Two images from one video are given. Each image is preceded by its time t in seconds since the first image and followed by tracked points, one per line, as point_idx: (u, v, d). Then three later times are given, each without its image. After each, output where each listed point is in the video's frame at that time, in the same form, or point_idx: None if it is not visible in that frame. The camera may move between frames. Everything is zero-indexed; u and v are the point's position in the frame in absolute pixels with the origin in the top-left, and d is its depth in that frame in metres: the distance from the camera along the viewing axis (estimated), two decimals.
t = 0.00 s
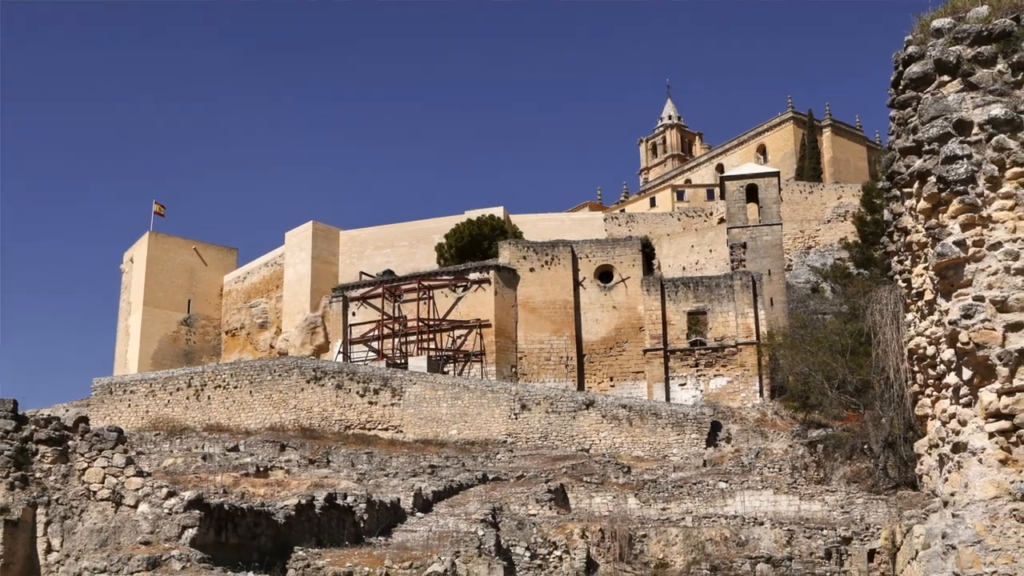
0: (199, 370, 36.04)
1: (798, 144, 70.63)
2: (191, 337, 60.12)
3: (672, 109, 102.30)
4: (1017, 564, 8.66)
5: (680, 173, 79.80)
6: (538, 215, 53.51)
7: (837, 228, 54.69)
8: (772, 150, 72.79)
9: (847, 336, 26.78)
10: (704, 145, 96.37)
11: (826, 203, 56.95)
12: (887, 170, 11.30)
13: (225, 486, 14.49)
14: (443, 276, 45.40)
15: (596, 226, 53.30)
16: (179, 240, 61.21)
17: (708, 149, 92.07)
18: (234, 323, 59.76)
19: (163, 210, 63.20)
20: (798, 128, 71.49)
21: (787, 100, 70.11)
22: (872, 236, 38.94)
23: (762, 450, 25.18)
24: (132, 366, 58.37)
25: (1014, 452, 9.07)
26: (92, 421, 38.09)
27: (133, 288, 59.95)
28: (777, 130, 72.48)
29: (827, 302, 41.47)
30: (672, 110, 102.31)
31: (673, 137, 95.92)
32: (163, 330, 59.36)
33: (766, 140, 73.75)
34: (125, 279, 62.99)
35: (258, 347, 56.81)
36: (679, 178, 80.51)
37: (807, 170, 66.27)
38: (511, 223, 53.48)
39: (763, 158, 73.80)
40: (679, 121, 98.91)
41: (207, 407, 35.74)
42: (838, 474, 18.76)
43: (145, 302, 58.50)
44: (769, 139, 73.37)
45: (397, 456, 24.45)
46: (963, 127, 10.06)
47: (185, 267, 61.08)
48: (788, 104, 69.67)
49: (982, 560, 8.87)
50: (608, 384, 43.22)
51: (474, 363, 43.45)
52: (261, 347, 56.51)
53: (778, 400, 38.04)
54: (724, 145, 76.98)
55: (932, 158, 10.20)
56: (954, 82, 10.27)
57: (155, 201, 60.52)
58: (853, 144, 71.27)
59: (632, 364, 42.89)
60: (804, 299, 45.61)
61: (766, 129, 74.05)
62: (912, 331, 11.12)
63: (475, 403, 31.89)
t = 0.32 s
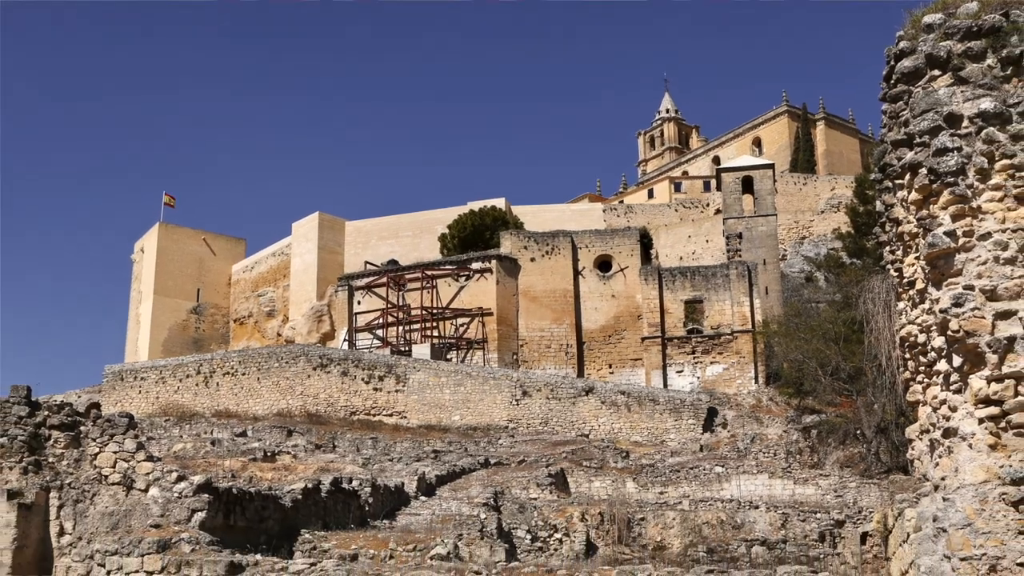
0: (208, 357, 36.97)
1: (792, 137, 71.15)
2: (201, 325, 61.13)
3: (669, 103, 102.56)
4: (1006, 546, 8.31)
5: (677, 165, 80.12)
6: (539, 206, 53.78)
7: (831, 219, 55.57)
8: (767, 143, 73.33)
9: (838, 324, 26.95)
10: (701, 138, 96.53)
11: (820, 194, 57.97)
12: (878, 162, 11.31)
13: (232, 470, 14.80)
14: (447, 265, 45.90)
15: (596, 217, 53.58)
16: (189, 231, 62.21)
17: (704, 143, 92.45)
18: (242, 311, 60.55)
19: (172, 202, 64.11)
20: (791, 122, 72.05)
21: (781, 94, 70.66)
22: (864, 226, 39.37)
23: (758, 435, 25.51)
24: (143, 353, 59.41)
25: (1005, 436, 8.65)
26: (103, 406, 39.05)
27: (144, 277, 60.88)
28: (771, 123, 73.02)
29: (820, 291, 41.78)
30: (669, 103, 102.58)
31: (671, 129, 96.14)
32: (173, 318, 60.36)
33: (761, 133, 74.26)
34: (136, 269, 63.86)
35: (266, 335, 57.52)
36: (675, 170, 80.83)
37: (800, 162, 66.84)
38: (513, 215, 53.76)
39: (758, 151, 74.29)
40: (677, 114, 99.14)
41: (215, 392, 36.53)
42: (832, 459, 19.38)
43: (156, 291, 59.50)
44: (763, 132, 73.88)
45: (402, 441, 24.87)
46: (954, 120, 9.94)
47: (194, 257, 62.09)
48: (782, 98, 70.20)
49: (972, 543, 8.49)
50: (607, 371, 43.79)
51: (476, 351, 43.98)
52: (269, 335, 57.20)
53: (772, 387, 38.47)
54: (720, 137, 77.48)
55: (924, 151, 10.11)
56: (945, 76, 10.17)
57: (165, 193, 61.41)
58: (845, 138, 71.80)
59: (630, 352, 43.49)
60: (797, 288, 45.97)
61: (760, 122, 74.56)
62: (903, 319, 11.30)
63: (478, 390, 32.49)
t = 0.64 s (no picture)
0: (216, 345, 37.96)
1: (787, 130, 72.07)
2: (209, 313, 62.06)
3: (666, 98, 103.11)
4: (995, 530, 8.02)
5: (675, 157, 80.66)
6: (540, 197, 54.06)
7: (824, 210, 56.63)
8: (762, 136, 74.50)
9: (831, 312, 27.27)
10: (696, 132, 96.90)
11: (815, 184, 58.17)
12: (871, 155, 11.47)
13: (240, 456, 15.11)
14: (449, 255, 46.26)
15: (595, 209, 53.79)
16: (197, 221, 63.14)
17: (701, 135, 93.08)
18: (249, 300, 61.34)
19: (182, 193, 65.07)
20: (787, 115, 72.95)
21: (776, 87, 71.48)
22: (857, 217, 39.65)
23: (753, 421, 25.99)
24: (152, 342, 60.33)
25: (995, 422, 8.38)
26: (114, 393, 40.02)
27: (154, 267, 61.83)
28: (765, 117, 74.19)
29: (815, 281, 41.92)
30: (665, 98, 103.13)
31: (667, 123, 96.58)
32: (182, 307, 61.35)
33: (757, 126, 75.20)
34: (145, 259, 64.71)
35: (273, 324, 58.15)
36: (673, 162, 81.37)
37: (795, 155, 67.71)
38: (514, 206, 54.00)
39: (753, 144, 75.29)
40: (675, 108, 99.63)
41: (223, 379, 37.63)
42: (825, 443, 19.99)
43: (165, 281, 60.47)
44: (759, 126, 74.80)
45: (405, 427, 25.36)
46: (945, 114, 9.66)
47: (203, 248, 63.06)
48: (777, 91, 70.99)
49: (963, 527, 8.17)
50: (606, 358, 44.76)
51: (478, 338, 44.64)
52: (276, 324, 57.79)
53: (766, 374, 39.10)
54: (717, 130, 78.21)
55: (915, 144, 9.77)
56: (936, 71, 9.99)
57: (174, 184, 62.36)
58: (840, 131, 72.54)
59: (628, 340, 44.47)
60: (792, 279, 46.75)
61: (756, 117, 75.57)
62: (896, 308, 11.43)
63: (479, 376, 33.37)
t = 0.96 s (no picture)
0: (224, 333, 38.43)
1: (782, 124, 73.02)
2: (218, 303, 62.67)
3: (663, 93, 103.63)
4: (986, 514, 7.80)
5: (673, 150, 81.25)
6: (541, 189, 54.28)
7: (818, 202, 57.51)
8: (758, 129, 75.26)
9: (825, 301, 27.65)
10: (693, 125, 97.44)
11: (808, 177, 59.82)
12: (864, 147, 11.65)
13: (248, 441, 15.44)
14: (452, 246, 46.65)
15: (594, 200, 54.09)
16: (206, 213, 63.61)
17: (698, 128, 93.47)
18: (257, 290, 61.87)
19: (190, 185, 65.65)
20: (781, 109, 73.83)
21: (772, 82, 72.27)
22: (850, 208, 39.77)
23: (748, 407, 26.35)
24: (162, 330, 60.95)
25: (985, 409, 8.22)
26: (125, 380, 40.52)
27: (163, 257, 62.37)
28: (761, 111, 74.95)
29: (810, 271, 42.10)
30: (663, 93, 103.66)
31: (666, 116, 96.91)
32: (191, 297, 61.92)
33: (752, 120, 76.07)
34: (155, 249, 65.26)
35: (280, 313, 58.66)
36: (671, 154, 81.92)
37: (789, 148, 68.40)
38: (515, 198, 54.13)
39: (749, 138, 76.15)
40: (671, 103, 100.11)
41: (231, 366, 38.12)
42: (820, 428, 20.43)
43: (174, 271, 61.00)
44: (755, 119, 75.63)
45: (408, 413, 25.73)
46: (936, 108, 9.32)
47: (212, 239, 63.58)
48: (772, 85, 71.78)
49: (954, 511, 7.93)
50: (606, 346, 45.05)
51: (480, 327, 44.99)
52: (283, 313, 58.28)
53: (762, 361, 39.61)
54: (713, 124, 79.01)
55: (907, 137, 9.44)
56: (927, 66, 9.55)
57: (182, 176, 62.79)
58: (834, 125, 73.38)
59: (627, 328, 44.84)
60: (787, 268, 47.35)
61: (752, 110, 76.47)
62: (889, 297, 11.52)
63: (481, 363, 33.79)
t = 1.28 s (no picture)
0: (232, 322, 38.77)
1: (777, 117, 73.48)
2: (226, 292, 63.05)
3: (661, 88, 104.06)
4: (976, 498, 7.69)
5: (671, 143, 81.68)
6: (541, 181, 54.58)
7: (812, 193, 57.96)
8: (754, 123, 75.74)
9: (819, 291, 27.96)
10: (690, 119, 97.89)
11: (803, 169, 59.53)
12: (857, 141, 11.90)
13: (256, 428, 15.78)
14: (454, 237, 47.06)
15: (593, 192, 54.49)
16: (213, 204, 63.94)
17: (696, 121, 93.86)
18: (264, 279, 62.25)
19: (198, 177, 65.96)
20: (777, 103, 74.28)
21: (767, 75, 72.74)
22: (844, 199, 40.00)
23: (743, 395, 26.76)
24: (171, 320, 61.38)
25: (976, 397, 8.06)
26: (134, 367, 40.84)
27: (172, 248, 62.69)
28: (757, 104, 75.55)
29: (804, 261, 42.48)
30: (661, 88, 104.08)
31: (662, 110, 97.28)
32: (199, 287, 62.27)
33: (748, 113, 76.52)
34: (164, 240, 65.65)
35: (287, 302, 59.07)
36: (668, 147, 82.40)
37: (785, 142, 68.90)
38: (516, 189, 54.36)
39: (745, 131, 76.63)
40: (668, 97, 100.48)
41: (240, 355, 38.43)
42: (814, 414, 20.89)
43: (183, 261, 61.35)
44: (751, 113, 76.10)
45: (412, 401, 26.05)
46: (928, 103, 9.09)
47: (219, 230, 63.90)
48: (768, 79, 72.28)
49: (945, 496, 7.82)
50: (605, 335, 45.34)
51: (482, 316, 45.36)
52: (289, 303, 58.70)
53: (757, 350, 40.06)
54: (710, 118, 79.46)
55: (899, 131, 9.22)
56: (919, 61, 9.31)
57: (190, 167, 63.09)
58: (828, 119, 73.85)
59: (626, 317, 45.10)
60: (782, 258, 47.80)
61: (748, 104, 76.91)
62: (881, 287, 11.45)
63: (484, 352, 34.14)
